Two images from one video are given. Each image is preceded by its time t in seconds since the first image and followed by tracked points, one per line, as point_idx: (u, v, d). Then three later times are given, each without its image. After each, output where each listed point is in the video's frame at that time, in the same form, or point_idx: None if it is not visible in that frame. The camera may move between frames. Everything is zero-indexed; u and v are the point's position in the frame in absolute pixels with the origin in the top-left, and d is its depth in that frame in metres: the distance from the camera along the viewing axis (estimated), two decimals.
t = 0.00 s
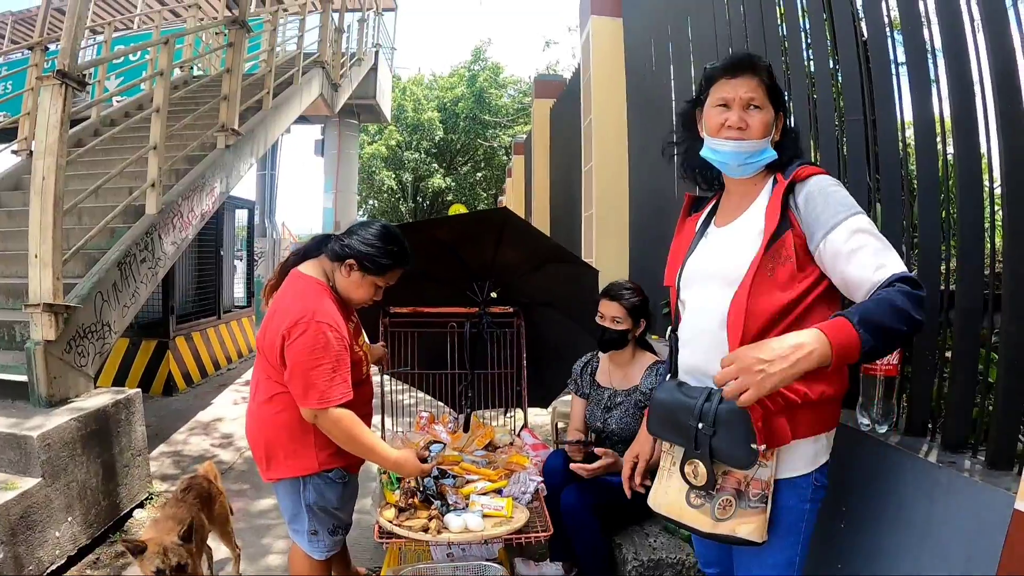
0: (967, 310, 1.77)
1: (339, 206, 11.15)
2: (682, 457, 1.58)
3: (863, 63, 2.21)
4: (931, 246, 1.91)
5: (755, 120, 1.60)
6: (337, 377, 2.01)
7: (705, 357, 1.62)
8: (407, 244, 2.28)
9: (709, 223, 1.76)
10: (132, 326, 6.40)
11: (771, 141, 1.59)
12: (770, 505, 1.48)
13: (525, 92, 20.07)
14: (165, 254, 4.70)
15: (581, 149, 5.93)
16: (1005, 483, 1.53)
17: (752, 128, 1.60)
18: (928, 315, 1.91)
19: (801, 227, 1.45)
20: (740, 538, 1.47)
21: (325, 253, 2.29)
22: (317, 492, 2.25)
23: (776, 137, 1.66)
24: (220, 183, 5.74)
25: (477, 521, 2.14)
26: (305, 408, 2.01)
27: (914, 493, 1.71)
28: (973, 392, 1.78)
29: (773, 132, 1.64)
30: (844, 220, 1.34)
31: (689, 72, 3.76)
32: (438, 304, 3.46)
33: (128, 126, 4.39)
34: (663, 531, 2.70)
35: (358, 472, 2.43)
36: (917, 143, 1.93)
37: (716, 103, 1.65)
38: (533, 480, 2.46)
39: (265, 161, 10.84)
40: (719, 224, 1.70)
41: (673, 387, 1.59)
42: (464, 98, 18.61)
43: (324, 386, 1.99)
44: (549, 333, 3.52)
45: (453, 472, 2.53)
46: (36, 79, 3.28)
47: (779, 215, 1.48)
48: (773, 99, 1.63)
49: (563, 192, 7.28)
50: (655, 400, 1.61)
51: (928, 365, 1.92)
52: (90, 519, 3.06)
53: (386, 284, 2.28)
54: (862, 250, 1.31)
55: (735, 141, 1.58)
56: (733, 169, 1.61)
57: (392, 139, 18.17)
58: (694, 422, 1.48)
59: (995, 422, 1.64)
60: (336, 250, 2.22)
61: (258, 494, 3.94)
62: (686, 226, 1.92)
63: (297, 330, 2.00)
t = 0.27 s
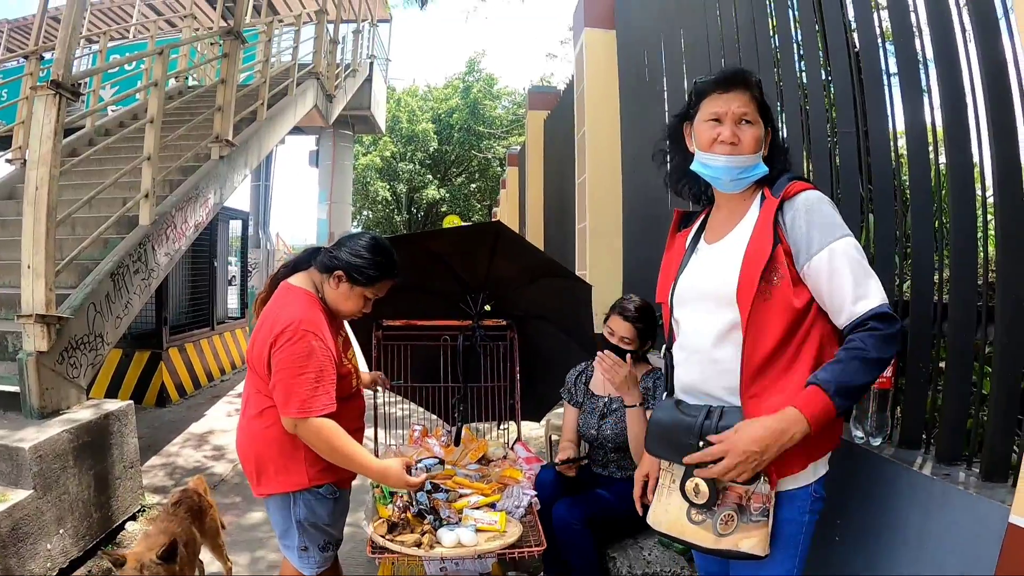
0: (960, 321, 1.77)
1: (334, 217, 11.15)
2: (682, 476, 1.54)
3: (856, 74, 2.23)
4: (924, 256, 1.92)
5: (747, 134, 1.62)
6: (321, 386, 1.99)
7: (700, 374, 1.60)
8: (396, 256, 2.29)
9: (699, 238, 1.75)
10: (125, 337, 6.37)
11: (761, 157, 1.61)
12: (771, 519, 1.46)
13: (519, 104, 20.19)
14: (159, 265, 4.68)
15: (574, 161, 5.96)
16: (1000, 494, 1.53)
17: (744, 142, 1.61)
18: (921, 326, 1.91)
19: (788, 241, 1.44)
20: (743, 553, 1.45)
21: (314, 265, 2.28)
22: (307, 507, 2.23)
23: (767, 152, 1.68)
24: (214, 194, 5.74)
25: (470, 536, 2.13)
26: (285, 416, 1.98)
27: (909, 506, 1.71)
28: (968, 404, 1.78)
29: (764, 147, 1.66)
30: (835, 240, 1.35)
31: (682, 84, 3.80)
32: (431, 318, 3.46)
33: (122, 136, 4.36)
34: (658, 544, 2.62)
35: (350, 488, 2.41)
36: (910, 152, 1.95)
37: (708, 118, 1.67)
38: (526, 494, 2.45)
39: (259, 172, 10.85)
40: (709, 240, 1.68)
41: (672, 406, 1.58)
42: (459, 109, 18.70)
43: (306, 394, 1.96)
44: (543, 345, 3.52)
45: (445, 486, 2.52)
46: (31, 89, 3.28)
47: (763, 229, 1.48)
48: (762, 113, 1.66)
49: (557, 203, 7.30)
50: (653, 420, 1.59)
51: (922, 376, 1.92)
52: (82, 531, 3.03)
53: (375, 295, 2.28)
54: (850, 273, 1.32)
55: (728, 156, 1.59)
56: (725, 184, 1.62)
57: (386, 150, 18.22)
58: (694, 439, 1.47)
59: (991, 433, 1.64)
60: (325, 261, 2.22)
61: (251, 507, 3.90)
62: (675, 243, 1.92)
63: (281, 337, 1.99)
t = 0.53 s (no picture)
0: (951, 330, 1.78)
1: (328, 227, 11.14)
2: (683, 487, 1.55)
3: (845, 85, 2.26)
4: (914, 266, 1.94)
5: (736, 147, 1.64)
6: (307, 392, 1.99)
7: (698, 387, 1.59)
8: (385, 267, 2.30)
9: (688, 249, 1.75)
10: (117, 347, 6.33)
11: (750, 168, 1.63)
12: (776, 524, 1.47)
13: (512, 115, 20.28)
14: (151, 275, 4.66)
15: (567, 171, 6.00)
16: (992, 503, 1.54)
17: (734, 153, 1.64)
18: (912, 335, 1.93)
19: (783, 253, 1.46)
20: (748, 561, 1.45)
21: (302, 276, 2.28)
22: (298, 521, 2.21)
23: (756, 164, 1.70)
24: (207, 205, 5.73)
25: (462, 548, 2.13)
26: (269, 423, 1.96)
27: (903, 516, 1.72)
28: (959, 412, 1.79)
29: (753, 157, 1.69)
30: (825, 261, 1.39)
31: (674, 95, 3.84)
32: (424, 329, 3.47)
33: (115, 146, 4.35)
34: (650, 556, 2.70)
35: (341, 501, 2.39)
36: (901, 162, 1.97)
37: (696, 132, 1.69)
38: (519, 505, 2.46)
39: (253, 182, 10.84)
40: (700, 252, 1.68)
41: (673, 418, 1.61)
42: (452, 120, 18.74)
43: (292, 399, 1.96)
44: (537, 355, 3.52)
45: (437, 498, 2.51)
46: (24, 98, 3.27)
47: (761, 241, 1.48)
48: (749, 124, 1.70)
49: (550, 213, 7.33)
50: (655, 432, 1.61)
51: (914, 386, 1.93)
52: (73, 543, 3.00)
53: (364, 306, 2.29)
54: (835, 297, 1.38)
55: (720, 168, 1.60)
56: (716, 196, 1.63)
57: (380, 160, 18.24)
58: (698, 448, 1.50)
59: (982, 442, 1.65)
60: (314, 272, 2.22)
61: (244, 519, 3.87)
62: (661, 254, 1.91)
63: (268, 342, 2.00)
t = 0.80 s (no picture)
0: (945, 333, 1.80)
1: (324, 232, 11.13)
2: (684, 496, 1.55)
3: (840, 90, 2.28)
4: (908, 270, 1.95)
5: (745, 147, 1.65)
6: (313, 399, 2.01)
7: (702, 391, 1.59)
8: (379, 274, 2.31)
9: (694, 251, 1.76)
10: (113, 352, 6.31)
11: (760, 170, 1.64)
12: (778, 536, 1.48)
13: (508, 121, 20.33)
14: (147, 280, 4.65)
15: (563, 177, 6.02)
16: (987, 505, 1.55)
17: (743, 155, 1.65)
18: (907, 339, 1.94)
19: (794, 258, 1.47)
20: (750, 572, 1.45)
21: (296, 283, 2.27)
22: (289, 527, 2.21)
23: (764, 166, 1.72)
24: (204, 210, 5.73)
25: (459, 552, 2.12)
26: (280, 434, 1.98)
27: (898, 518, 1.73)
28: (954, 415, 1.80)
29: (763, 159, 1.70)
30: (836, 268, 1.41)
31: (670, 101, 3.86)
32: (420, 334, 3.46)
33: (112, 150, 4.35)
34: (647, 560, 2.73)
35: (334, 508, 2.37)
36: (895, 166, 1.98)
37: (706, 133, 1.71)
38: (515, 510, 2.45)
39: (249, 187, 10.84)
40: (706, 254, 1.69)
41: (675, 424, 1.60)
42: (448, 126, 18.78)
43: (300, 409, 1.98)
44: (533, 360, 3.53)
45: (433, 503, 2.51)
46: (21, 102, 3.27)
47: (772, 245, 1.49)
48: (759, 126, 1.71)
49: (546, 219, 7.35)
50: (657, 438, 1.60)
51: (909, 390, 1.94)
52: (69, 547, 2.98)
53: (358, 314, 2.29)
54: (845, 303, 1.40)
55: (728, 170, 1.62)
56: (725, 198, 1.64)
57: (376, 166, 18.25)
58: (701, 457, 1.49)
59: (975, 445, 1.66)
60: (308, 280, 2.22)
61: (239, 524, 3.86)
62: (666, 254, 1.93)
63: (267, 354, 1.99)
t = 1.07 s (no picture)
0: (943, 328, 1.80)
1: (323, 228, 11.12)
2: (692, 494, 1.54)
3: (838, 86, 2.28)
4: (907, 265, 1.96)
5: (763, 132, 1.62)
6: (313, 397, 2.01)
7: (712, 385, 1.58)
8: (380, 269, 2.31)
9: (710, 242, 1.76)
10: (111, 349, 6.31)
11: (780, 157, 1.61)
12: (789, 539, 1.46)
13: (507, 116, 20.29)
14: (146, 276, 4.65)
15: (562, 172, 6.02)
16: (985, 498, 1.56)
17: (761, 140, 1.62)
18: (906, 333, 1.95)
19: (813, 249, 1.44)
20: None
21: (297, 277, 2.27)
22: (291, 521, 2.22)
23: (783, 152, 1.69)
24: (203, 205, 5.73)
25: (458, 546, 2.13)
26: (279, 431, 1.98)
27: (897, 512, 1.73)
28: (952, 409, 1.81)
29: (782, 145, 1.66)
30: (857, 260, 1.37)
31: (669, 96, 3.86)
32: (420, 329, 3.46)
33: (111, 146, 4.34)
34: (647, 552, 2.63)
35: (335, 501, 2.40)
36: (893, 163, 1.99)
37: (722, 118, 1.67)
38: (514, 504, 2.46)
39: (247, 183, 10.83)
40: (723, 243, 1.68)
41: (684, 420, 1.59)
42: (447, 121, 18.69)
43: (299, 407, 1.98)
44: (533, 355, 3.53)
45: (433, 497, 2.52)
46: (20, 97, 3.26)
47: (791, 236, 1.46)
48: (779, 110, 1.66)
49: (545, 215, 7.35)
50: (666, 434, 1.60)
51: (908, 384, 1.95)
52: (69, 543, 2.99)
53: (360, 310, 2.29)
54: (864, 296, 1.35)
55: (746, 157, 1.59)
56: (743, 185, 1.62)
57: (375, 162, 18.23)
58: (710, 455, 1.48)
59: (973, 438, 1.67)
60: (309, 274, 2.22)
61: (239, 519, 3.87)
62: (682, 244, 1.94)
63: (269, 351, 1.99)
